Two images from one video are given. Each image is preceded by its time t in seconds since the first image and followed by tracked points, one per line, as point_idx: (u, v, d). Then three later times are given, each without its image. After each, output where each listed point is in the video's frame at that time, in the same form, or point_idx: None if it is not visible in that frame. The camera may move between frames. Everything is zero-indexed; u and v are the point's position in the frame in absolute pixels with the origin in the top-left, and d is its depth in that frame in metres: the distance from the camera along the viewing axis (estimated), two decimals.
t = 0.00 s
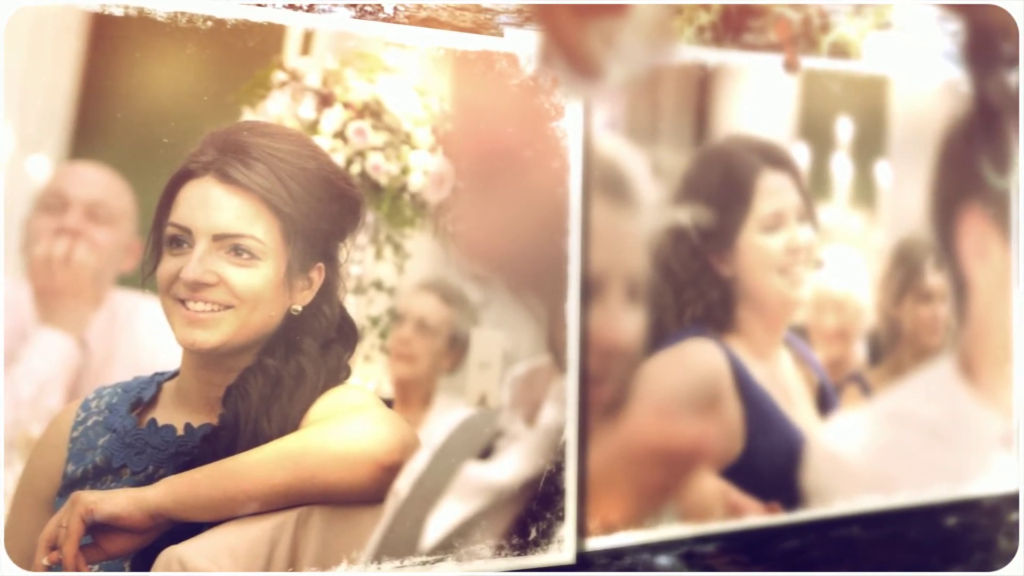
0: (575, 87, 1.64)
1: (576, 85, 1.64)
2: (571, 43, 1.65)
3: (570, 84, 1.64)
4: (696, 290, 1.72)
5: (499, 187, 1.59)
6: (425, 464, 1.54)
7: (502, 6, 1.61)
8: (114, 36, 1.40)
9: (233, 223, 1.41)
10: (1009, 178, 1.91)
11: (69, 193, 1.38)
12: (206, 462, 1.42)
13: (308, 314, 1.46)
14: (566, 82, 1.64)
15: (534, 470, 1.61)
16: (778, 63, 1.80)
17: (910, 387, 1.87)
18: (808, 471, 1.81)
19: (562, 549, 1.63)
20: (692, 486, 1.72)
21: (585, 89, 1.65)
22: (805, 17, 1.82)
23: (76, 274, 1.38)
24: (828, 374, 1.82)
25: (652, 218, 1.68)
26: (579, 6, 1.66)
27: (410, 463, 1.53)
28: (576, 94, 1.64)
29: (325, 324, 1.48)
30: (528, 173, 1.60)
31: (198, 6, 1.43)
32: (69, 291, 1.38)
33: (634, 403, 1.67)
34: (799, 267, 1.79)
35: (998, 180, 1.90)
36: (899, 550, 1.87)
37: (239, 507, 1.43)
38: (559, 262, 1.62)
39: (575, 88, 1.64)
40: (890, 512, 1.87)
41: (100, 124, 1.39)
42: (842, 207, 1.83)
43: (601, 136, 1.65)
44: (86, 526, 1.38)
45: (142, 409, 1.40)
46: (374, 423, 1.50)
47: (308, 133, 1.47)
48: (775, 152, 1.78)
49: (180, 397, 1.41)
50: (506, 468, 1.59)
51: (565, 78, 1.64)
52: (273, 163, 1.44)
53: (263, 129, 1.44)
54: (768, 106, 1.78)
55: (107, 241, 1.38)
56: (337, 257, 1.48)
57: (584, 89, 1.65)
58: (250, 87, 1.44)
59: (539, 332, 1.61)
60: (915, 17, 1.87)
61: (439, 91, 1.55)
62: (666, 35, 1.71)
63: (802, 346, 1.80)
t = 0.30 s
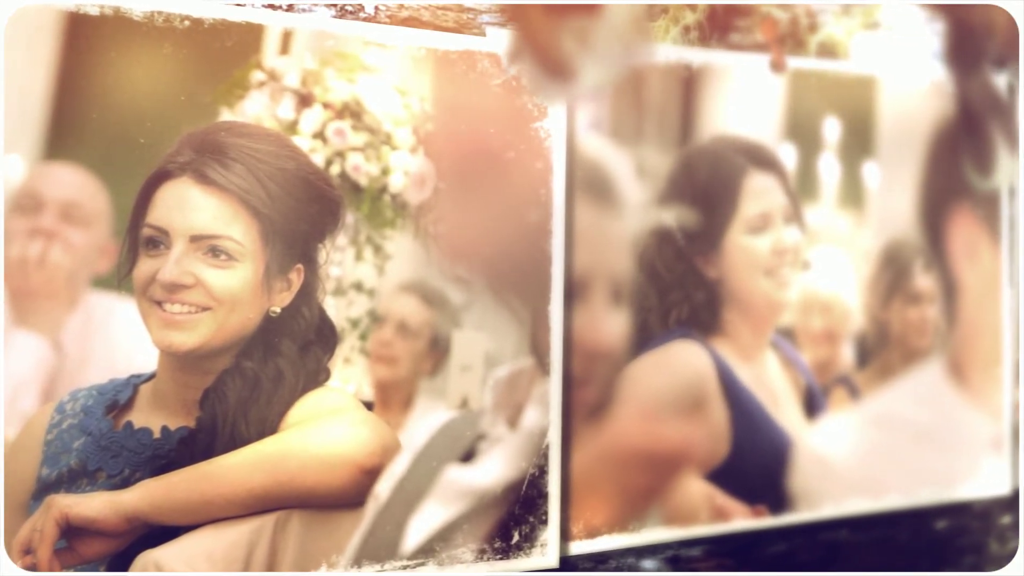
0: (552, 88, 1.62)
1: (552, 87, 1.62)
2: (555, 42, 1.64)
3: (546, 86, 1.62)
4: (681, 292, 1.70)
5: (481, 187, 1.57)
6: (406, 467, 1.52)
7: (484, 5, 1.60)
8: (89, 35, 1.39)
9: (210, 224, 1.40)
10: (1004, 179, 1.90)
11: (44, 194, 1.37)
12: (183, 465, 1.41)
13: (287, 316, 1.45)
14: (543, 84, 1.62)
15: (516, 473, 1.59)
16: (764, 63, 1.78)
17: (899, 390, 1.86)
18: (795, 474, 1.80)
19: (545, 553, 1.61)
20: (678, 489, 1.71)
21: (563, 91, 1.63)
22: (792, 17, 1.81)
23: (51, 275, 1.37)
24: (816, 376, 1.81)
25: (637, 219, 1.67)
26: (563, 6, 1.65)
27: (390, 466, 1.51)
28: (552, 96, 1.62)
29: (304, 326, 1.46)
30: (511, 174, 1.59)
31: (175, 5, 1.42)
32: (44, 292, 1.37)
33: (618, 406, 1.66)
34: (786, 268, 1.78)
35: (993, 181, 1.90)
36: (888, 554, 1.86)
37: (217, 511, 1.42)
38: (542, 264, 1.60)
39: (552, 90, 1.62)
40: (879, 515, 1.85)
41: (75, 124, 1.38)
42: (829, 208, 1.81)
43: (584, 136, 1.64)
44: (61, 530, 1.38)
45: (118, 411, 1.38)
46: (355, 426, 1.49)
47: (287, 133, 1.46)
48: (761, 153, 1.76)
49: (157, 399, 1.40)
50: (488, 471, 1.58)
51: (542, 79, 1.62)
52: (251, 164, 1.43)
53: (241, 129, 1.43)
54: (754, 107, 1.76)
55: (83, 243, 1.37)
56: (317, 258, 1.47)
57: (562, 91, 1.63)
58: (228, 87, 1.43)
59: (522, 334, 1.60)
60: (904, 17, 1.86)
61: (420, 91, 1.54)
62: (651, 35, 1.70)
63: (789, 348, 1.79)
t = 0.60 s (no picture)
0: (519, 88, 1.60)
1: (518, 87, 1.60)
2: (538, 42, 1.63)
3: (513, 86, 1.60)
4: (665, 293, 1.69)
5: (462, 187, 1.56)
6: (385, 469, 1.51)
7: (466, 4, 1.59)
8: (63, 34, 1.39)
9: (186, 224, 1.39)
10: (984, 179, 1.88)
11: (18, 194, 1.36)
12: (159, 468, 1.39)
13: (265, 317, 1.44)
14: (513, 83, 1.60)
15: (498, 476, 1.58)
16: (750, 62, 1.77)
17: (886, 392, 1.84)
18: (781, 476, 1.78)
19: (527, 556, 1.60)
20: (662, 491, 1.69)
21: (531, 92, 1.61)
22: (778, 17, 1.79)
23: (25, 276, 1.36)
24: (802, 378, 1.79)
25: (621, 219, 1.66)
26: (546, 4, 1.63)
27: (370, 468, 1.50)
28: (518, 96, 1.60)
29: (282, 327, 1.45)
30: (492, 174, 1.58)
31: (151, 4, 1.41)
32: (18, 293, 1.36)
33: (601, 407, 1.64)
34: (772, 269, 1.76)
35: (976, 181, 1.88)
36: (876, 556, 1.84)
37: (194, 514, 1.41)
38: (524, 265, 1.59)
39: (518, 90, 1.60)
40: (866, 517, 1.84)
41: (50, 123, 1.37)
42: (815, 208, 1.80)
43: (566, 136, 1.63)
44: (35, 533, 1.37)
45: (93, 414, 1.37)
46: (333, 428, 1.48)
47: (265, 133, 1.44)
48: (747, 152, 1.75)
49: (132, 401, 1.39)
50: (469, 474, 1.56)
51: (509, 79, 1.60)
52: (228, 164, 1.42)
53: (218, 129, 1.42)
54: (739, 106, 1.75)
55: (57, 243, 1.36)
56: (295, 259, 1.46)
57: (529, 92, 1.61)
58: (205, 86, 1.42)
59: (504, 336, 1.58)
60: (892, 16, 1.84)
61: (400, 90, 1.53)
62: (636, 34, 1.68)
63: (775, 349, 1.78)
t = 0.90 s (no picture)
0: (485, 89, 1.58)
1: (483, 88, 1.58)
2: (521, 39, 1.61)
3: (478, 86, 1.57)
4: (649, 293, 1.67)
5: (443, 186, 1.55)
6: (364, 470, 1.50)
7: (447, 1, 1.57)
8: (37, 33, 1.39)
9: (162, 223, 1.38)
10: (965, 178, 1.86)
11: None
12: (134, 470, 1.39)
13: (241, 317, 1.43)
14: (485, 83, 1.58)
15: (479, 477, 1.57)
16: (734, 60, 1.75)
17: (872, 392, 1.83)
18: (766, 478, 1.77)
19: (509, 559, 1.59)
20: (645, 493, 1.68)
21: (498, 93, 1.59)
22: (764, 14, 1.78)
23: None
24: (787, 378, 1.78)
25: (603, 219, 1.64)
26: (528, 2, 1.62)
27: (348, 470, 1.49)
28: (482, 97, 1.58)
29: (259, 327, 1.44)
30: (473, 173, 1.56)
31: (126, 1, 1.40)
32: None
33: (583, 408, 1.63)
34: (757, 269, 1.75)
35: (961, 179, 1.86)
36: (862, 558, 1.83)
37: (169, 516, 1.40)
38: (504, 265, 1.58)
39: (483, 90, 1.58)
40: (853, 519, 1.82)
41: (23, 122, 1.37)
42: (801, 208, 1.79)
43: (548, 134, 1.61)
44: (9, 535, 1.38)
45: (66, 414, 1.38)
46: (311, 429, 1.46)
47: (241, 131, 1.43)
48: (730, 152, 1.74)
49: (106, 402, 1.38)
50: (449, 475, 1.55)
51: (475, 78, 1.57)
52: (204, 162, 1.41)
53: (194, 127, 1.41)
54: (723, 105, 1.74)
55: (30, 243, 1.37)
56: (272, 258, 1.45)
57: (495, 92, 1.58)
58: (181, 84, 1.41)
59: (485, 337, 1.57)
60: (878, 13, 1.83)
61: (379, 88, 1.51)
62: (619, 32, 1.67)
63: (760, 350, 1.76)
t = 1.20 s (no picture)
0: (451, 88, 1.55)
1: (449, 88, 1.55)
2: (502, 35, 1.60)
3: (443, 85, 1.55)
4: (632, 292, 1.66)
5: (422, 184, 1.54)
6: (343, 471, 1.48)
7: None
8: (11, 30, 1.38)
9: (137, 222, 1.37)
10: (945, 178, 1.85)
11: None
12: (108, 470, 1.38)
13: (218, 316, 1.42)
14: (456, 81, 1.56)
15: (459, 478, 1.55)
16: (719, 57, 1.74)
17: (858, 392, 1.81)
18: (750, 478, 1.75)
19: (489, 560, 1.57)
20: (628, 494, 1.66)
21: (463, 94, 1.56)
22: (749, 11, 1.77)
23: None
24: (772, 378, 1.77)
25: (586, 218, 1.63)
26: None
27: (326, 471, 1.47)
28: (445, 96, 1.55)
29: (235, 327, 1.43)
30: (453, 172, 1.55)
31: None
32: None
33: (565, 408, 1.62)
34: (741, 268, 1.74)
35: (941, 179, 1.84)
36: (849, 559, 1.82)
37: (144, 517, 1.39)
38: (485, 264, 1.57)
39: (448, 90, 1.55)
40: (838, 520, 1.81)
41: None
42: (786, 206, 1.77)
43: (530, 133, 1.60)
44: None
45: (39, 415, 1.37)
46: (288, 429, 1.45)
47: (218, 129, 1.42)
48: (714, 150, 1.73)
49: (79, 402, 1.37)
50: (429, 476, 1.53)
51: (442, 76, 1.55)
52: (179, 161, 1.40)
53: (169, 125, 1.40)
54: (707, 103, 1.73)
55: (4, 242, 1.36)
56: (249, 257, 1.43)
57: (460, 92, 1.56)
58: (156, 82, 1.40)
59: (465, 336, 1.56)
60: (865, 10, 1.81)
61: (358, 86, 1.50)
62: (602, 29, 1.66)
63: (744, 350, 1.75)
